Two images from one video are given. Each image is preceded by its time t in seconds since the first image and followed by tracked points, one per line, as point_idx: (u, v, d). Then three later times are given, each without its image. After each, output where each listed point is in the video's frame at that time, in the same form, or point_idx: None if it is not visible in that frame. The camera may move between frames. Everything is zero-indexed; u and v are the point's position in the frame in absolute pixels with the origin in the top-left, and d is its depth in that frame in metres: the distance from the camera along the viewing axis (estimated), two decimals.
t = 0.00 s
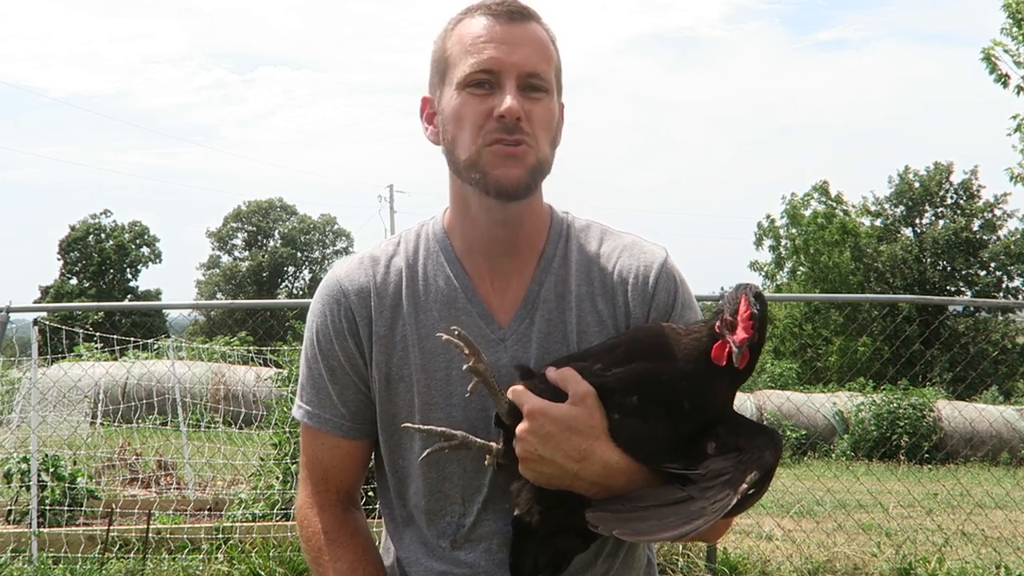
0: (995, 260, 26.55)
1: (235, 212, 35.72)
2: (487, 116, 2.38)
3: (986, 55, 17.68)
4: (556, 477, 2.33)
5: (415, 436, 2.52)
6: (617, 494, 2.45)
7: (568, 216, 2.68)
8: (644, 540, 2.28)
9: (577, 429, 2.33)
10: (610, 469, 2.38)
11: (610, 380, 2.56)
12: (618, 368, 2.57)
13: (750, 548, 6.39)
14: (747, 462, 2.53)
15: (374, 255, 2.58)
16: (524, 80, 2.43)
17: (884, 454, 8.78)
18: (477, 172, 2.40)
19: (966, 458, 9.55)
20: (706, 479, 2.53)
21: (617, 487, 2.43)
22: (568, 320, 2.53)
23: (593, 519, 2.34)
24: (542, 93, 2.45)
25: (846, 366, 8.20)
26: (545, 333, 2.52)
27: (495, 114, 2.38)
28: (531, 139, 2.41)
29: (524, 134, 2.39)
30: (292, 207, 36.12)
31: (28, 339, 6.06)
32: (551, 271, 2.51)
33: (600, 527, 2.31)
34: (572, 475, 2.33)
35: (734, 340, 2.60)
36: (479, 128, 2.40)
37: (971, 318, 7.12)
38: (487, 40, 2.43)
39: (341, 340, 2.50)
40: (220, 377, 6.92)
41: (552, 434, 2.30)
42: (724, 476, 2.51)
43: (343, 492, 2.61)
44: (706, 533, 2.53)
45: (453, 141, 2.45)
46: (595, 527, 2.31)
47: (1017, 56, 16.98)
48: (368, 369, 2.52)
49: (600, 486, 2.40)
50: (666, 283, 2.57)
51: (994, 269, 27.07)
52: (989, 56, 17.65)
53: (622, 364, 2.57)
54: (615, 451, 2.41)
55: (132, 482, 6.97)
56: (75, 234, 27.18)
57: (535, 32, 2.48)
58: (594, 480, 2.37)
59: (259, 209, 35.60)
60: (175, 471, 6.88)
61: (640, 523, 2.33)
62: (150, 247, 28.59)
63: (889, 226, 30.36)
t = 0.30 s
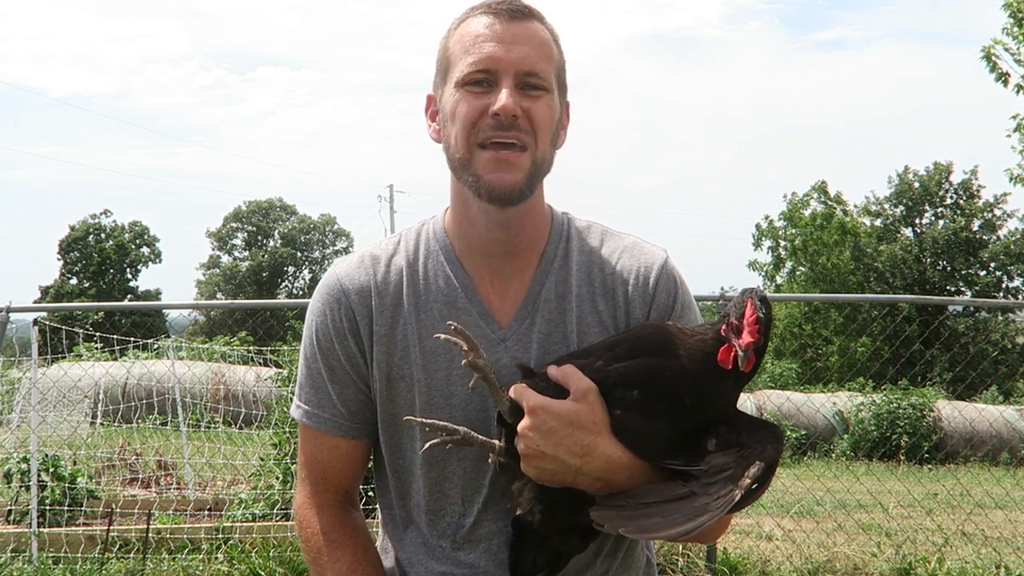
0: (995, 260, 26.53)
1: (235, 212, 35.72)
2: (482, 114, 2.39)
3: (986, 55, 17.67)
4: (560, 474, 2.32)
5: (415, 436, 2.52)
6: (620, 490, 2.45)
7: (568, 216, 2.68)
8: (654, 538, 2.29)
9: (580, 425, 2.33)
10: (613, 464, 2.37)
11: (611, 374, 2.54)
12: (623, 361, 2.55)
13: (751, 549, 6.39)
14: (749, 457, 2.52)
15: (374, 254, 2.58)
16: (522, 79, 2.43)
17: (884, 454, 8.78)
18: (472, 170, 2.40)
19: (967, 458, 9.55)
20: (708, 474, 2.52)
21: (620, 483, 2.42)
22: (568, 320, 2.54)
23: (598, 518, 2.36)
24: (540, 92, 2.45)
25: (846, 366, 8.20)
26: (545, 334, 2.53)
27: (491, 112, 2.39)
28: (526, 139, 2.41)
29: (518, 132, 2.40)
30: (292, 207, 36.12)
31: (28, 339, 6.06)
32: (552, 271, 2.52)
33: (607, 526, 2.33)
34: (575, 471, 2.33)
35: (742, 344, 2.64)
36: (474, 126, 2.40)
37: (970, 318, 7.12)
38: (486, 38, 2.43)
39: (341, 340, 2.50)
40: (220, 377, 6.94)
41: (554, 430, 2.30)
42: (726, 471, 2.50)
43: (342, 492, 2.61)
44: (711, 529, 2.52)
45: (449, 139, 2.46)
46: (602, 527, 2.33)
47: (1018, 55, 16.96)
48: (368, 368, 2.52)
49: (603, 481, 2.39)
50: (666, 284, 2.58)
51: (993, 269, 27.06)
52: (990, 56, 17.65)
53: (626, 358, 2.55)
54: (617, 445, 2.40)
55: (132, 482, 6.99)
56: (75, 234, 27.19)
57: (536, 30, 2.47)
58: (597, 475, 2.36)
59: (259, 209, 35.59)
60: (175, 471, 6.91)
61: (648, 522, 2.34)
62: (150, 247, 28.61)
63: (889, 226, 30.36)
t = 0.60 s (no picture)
0: (995, 260, 26.54)
1: (235, 212, 35.73)
2: (485, 117, 2.38)
3: (985, 56, 17.66)
4: (561, 475, 2.32)
5: (415, 436, 2.52)
6: (622, 490, 2.44)
7: (568, 215, 2.69)
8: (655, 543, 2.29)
9: (581, 425, 2.33)
10: (615, 464, 2.37)
11: (615, 371, 2.53)
12: (627, 359, 2.54)
13: (750, 548, 6.39)
14: (750, 461, 2.52)
15: (373, 255, 2.58)
16: (524, 83, 2.42)
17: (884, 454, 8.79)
18: (475, 174, 2.40)
19: (967, 458, 9.55)
20: (710, 476, 2.51)
21: (621, 483, 2.42)
22: (568, 320, 2.54)
23: (599, 521, 2.35)
24: (542, 96, 2.45)
25: (846, 366, 8.20)
26: (545, 334, 2.53)
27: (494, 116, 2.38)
28: (530, 144, 2.41)
29: (521, 138, 2.40)
30: (292, 207, 36.13)
31: (28, 339, 6.06)
32: (552, 271, 2.52)
33: (608, 529, 2.32)
34: (577, 471, 2.32)
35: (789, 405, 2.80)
36: (478, 129, 2.40)
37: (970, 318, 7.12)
38: (488, 41, 2.42)
39: (341, 341, 2.50)
40: (220, 377, 6.96)
41: (555, 430, 2.30)
42: (727, 474, 2.50)
43: (343, 493, 2.61)
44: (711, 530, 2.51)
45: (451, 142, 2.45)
46: (603, 530, 2.32)
47: (1017, 56, 16.96)
48: (368, 368, 2.52)
49: (604, 482, 2.39)
50: (666, 283, 2.57)
51: (993, 268, 27.05)
52: (988, 56, 17.65)
53: (630, 357, 2.54)
54: (619, 446, 2.40)
55: (132, 482, 6.99)
56: (75, 234, 27.19)
57: (538, 33, 2.46)
58: (598, 476, 2.36)
59: (259, 209, 35.59)
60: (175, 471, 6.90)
61: (648, 525, 2.33)
62: (150, 247, 28.62)
63: (889, 226, 30.37)
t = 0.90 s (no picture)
0: (995, 260, 26.55)
1: (236, 212, 35.73)
2: (491, 123, 2.39)
3: (984, 56, 17.64)
4: (565, 481, 2.32)
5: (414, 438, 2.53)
6: (625, 494, 2.44)
7: (565, 214, 2.69)
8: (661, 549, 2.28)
9: (582, 430, 2.33)
10: (618, 468, 2.37)
11: (617, 369, 2.56)
12: (630, 359, 2.57)
13: (750, 548, 6.39)
14: (752, 463, 2.53)
15: (371, 257, 2.57)
16: (531, 90, 2.42)
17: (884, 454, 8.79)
18: (479, 179, 2.41)
19: (967, 458, 9.55)
20: (711, 477, 2.51)
21: (625, 486, 2.42)
22: (567, 319, 2.53)
23: (606, 529, 2.35)
24: (546, 102, 2.46)
25: (846, 366, 8.20)
26: (543, 332, 2.53)
27: (501, 121, 2.39)
28: (534, 151, 2.42)
29: (526, 145, 2.41)
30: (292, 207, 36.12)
31: (28, 339, 6.06)
32: (549, 270, 2.52)
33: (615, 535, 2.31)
34: (580, 476, 2.33)
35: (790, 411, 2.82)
36: (484, 134, 2.40)
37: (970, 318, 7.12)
38: (496, 44, 2.41)
39: (339, 344, 2.50)
40: (220, 377, 6.96)
41: (557, 435, 2.31)
42: (728, 475, 2.51)
43: (343, 495, 2.62)
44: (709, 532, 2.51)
45: (455, 143, 2.45)
46: (611, 539, 2.32)
47: (1018, 56, 16.94)
48: (367, 370, 2.52)
49: (609, 486, 2.39)
50: (664, 280, 2.56)
51: (993, 268, 27.05)
52: (988, 57, 17.64)
53: (631, 357, 2.57)
54: (621, 449, 2.41)
55: (132, 482, 6.98)
56: (75, 234, 27.18)
57: (546, 38, 2.45)
58: (602, 480, 2.36)
59: (259, 209, 35.59)
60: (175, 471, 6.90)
61: (654, 530, 2.33)
62: (150, 246, 28.63)
63: (889, 226, 30.37)
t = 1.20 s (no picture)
0: (995, 260, 26.57)
1: (235, 212, 35.78)
2: (517, 164, 2.30)
3: (983, 57, 17.64)
4: (557, 488, 2.32)
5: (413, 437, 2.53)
6: (617, 501, 2.43)
7: (560, 211, 2.67)
8: (654, 558, 2.29)
9: (577, 439, 2.32)
10: (609, 477, 2.37)
11: (616, 376, 2.56)
12: (631, 364, 2.58)
13: (750, 548, 6.38)
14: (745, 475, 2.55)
15: (366, 259, 2.57)
16: (555, 125, 2.32)
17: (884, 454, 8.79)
18: (503, 217, 2.34)
19: (967, 458, 9.56)
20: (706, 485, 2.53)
21: (617, 495, 2.42)
22: (564, 316, 2.52)
23: (595, 535, 2.33)
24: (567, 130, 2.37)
25: (846, 366, 8.20)
26: (540, 327, 2.52)
27: (525, 160, 2.30)
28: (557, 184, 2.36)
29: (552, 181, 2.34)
30: (292, 207, 36.12)
31: (28, 339, 6.05)
32: (546, 268, 2.51)
33: (603, 544, 2.31)
34: (572, 485, 2.32)
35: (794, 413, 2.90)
36: (508, 173, 2.31)
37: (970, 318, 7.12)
38: (519, 79, 2.26)
39: (335, 344, 2.49)
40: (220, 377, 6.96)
41: (552, 443, 2.29)
42: (723, 486, 2.52)
43: (341, 497, 2.61)
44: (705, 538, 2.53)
45: (475, 178, 2.35)
46: (599, 546, 2.31)
47: (1015, 56, 16.95)
48: (363, 370, 2.51)
49: (600, 495, 2.39)
50: (661, 275, 2.53)
51: (994, 269, 27.05)
52: (987, 58, 17.64)
53: (632, 363, 2.58)
54: (613, 458, 2.40)
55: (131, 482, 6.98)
56: (75, 234, 27.16)
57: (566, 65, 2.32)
58: (593, 489, 2.36)
59: (259, 209, 35.59)
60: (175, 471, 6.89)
61: (645, 538, 2.33)
62: (150, 246, 28.63)
63: (889, 226, 30.38)
